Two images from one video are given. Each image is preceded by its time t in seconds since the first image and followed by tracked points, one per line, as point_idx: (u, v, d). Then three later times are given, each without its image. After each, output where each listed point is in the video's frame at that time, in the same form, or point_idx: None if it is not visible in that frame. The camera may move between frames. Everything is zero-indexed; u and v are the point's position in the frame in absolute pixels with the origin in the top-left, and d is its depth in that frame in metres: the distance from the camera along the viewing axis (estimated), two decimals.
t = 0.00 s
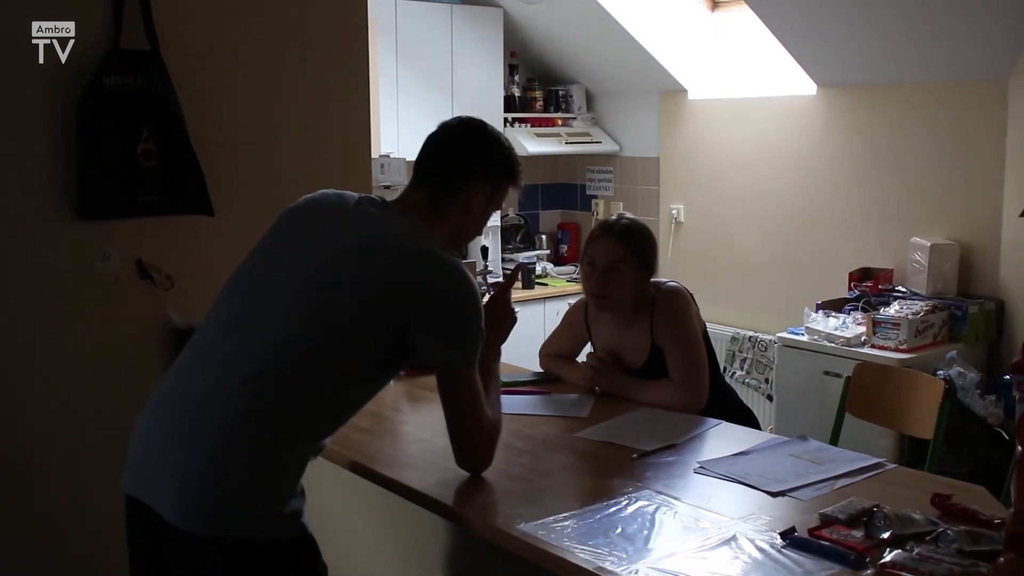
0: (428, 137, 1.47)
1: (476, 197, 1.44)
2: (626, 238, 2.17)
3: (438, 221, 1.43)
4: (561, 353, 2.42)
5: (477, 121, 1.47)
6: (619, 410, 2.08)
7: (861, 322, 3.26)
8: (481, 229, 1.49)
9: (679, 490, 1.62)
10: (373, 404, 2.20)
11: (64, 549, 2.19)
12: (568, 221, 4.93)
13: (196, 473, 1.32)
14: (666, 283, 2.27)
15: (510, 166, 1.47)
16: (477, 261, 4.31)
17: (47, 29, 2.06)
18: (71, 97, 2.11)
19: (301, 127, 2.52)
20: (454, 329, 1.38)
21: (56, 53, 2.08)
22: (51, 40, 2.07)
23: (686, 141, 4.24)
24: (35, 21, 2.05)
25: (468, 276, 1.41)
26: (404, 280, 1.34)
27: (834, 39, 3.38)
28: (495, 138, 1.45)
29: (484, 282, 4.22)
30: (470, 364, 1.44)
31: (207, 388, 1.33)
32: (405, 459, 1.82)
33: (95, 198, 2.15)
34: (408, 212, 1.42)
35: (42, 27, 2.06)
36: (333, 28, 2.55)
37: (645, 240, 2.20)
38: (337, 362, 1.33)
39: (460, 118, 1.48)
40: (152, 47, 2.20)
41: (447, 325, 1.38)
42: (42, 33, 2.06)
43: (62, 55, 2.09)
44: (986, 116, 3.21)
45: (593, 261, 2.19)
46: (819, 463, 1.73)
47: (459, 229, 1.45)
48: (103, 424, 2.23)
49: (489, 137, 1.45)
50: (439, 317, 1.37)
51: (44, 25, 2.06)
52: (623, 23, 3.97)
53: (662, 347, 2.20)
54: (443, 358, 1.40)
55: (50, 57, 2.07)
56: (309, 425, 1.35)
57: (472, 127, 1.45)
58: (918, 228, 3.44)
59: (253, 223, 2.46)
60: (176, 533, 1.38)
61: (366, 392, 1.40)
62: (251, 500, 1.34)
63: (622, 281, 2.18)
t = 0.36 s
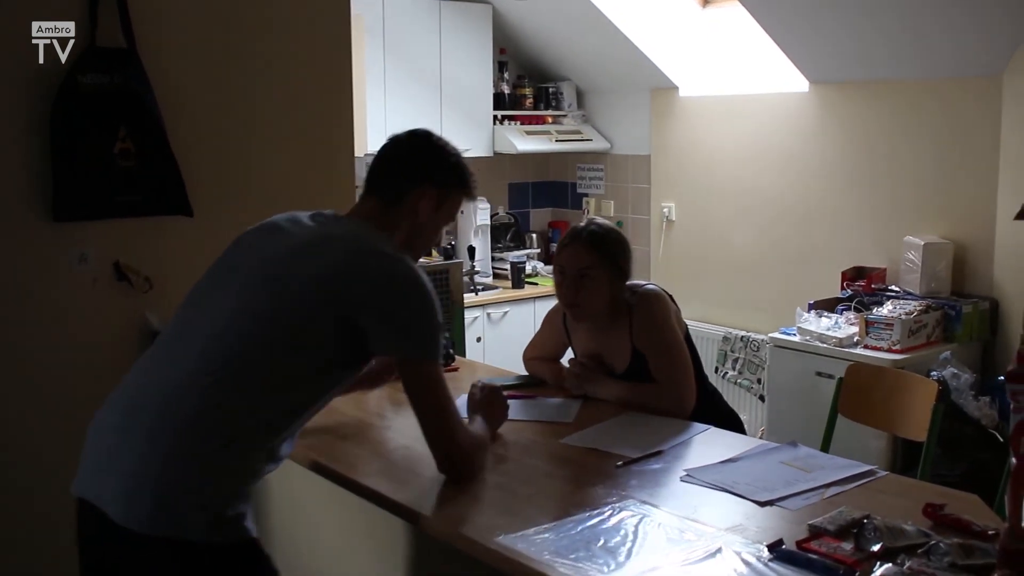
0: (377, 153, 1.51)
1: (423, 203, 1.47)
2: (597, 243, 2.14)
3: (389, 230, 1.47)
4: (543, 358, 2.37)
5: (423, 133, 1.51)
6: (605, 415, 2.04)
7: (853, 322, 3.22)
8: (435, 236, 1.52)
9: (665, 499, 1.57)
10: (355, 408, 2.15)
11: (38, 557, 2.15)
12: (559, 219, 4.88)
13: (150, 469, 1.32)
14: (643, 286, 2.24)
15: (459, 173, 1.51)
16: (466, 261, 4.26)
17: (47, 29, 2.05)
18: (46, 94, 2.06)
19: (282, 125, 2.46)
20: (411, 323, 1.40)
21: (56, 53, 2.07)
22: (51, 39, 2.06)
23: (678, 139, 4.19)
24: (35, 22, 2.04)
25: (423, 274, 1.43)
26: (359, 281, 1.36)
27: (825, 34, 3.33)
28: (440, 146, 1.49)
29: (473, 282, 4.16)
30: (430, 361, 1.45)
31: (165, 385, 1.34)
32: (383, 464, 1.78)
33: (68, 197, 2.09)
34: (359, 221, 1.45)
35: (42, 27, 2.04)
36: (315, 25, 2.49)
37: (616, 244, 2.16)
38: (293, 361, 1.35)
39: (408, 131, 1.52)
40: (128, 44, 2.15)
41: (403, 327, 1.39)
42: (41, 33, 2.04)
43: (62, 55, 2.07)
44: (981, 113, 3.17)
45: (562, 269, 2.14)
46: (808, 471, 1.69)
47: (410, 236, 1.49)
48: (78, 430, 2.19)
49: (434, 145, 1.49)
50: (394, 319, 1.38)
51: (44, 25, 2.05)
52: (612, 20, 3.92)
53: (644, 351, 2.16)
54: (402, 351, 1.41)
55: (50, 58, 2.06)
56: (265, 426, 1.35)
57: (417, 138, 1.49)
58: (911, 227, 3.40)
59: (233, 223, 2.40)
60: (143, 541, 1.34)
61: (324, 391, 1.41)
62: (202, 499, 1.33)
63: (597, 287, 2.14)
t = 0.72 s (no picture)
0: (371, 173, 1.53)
1: (404, 222, 1.46)
2: (571, 243, 2.03)
3: (373, 245, 1.47)
4: (523, 362, 2.28)
5: (415, 155, 1.52)
6: (585, 421, 1.94)
7: (848, 322, 3.13)
8: (424, 258, 1.51)
9: (645, 513, 1.48)
10: (324, 412, 2.06)
11: None
12: (548, 216, 4.79)
13: (85, 459, 1.26)
14: (626, 286, 2.14)
15: (448, 195, 1.50)
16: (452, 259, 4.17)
17: (47, 28, 1.99)
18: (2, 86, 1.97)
19: (253, 118, 2.36)
20: (372, 319, 1.35)
21: (56, 53, 2.00)
22: (51, 39, 1.99)
23: (669, 134, 4.10)
24: (35, 22, 1.99)
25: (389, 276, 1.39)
26: (316, 275, 1.34)
27: (819, 24, 3.23)
28: (429, 168, 1.50)
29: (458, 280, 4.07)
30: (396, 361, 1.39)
31: (111, 376, 1.30)
32: (349, 473, 1.68)
33: (25, 194, 1.99)
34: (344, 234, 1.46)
35: (42, 27, 1.99)
36: (288, 14, 2.39)
37: (590, 243, 2.05)
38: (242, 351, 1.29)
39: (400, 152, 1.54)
40: (88, 33, 2.04)
41: (357, 324, 1.33)
42: (42, 33, 1.98)
43: (62, 55, 2.00)
44: (980, 107, 3.08)
45: (536, 271, 2.06)
46: (797, 482, 1.59)
47: (390, 257, 1.49)
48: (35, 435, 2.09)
49: (423, 166, 1.49)
50: (348, 315, 1.33)
51: (44, 25, 1.99)
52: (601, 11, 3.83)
53: (626, 353, 2.07)
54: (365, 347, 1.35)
55: (50, 58, 1.99)
56: (209, 424, 1.28)
57: (407, 159, 1.49)
58: (908, 224, 3.31)
59: (202, 220, 2.30)
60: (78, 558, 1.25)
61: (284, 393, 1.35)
62: (138, 492, 1.26)
63: (572, 287, 2.05)
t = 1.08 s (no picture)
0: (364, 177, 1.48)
1: (394, 223, 1.41)
2: (554, 238, 1.95)
3: (362, 247, 1.42)
4: (506, 364, 2.18)
5: (408, 157, 1.47)
6: (563, 428, 1.85)
7: (844, 322, 3.04)
8: (417, 264, 1.45)
9: (619, 529, 1.38)
10: (292, 416, 1.96)
11: None
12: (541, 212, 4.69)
13: (65, 450, 1.25)
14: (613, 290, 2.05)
15: (441, 198, 1.44)
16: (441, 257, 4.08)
17: (47, 28, 1.94)
18: None
19: (223, 110, 2.27)
20: (347, 316, 1.29)
21: (56, 53, 1.95)
22: (51, 39, 1.94)
23: (663, 128, 4.00)
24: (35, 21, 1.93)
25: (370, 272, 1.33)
26: (297, 271, 1.30)
27: (815, 13, 3.13)
28: (423, 170, 1.44)
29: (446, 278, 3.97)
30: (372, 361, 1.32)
31: (95, 371, 1.29)
32: (310, 482, 1.59)
33: None
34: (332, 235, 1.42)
35: (42, 27, 1.93)
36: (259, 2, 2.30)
37: (574, 238, 1.96)
38: (214, 348, 1.26)
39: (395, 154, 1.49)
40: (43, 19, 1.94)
41: (336, 322, 1.28)
42: (41, 33, 1.93)
43: (62, 55, 1.96)
44: (982, 99, 2.97)
45: (520, 267, 1.97)
46: (784, 493, 1.50)
47: (381, 259, 1.43)
48: None
49: (417, 168, 1.44)
50: (327, 312, 1.28)
51: (44, 25, 1.94)
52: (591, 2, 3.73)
53: (615, 354, 1.97)
54: (338, 345, 1.29)
55: (50, 58, 1.94)
56: (179, 422, 1.25)
57: (399, 160, 1.44)
58: (907, 220, 3.21)
59: (172, 216, 2.21)
60: None
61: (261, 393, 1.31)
62: (107, 491, 1.23)
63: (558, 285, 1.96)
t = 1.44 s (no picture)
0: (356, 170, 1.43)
1: (384, 210, 1.35)
2: (537, 302, 1.71)
3: (352, 237, 1.36)
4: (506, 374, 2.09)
5: (401, 146, 1.43)
6: (564, 436, 1.78)
7: (859, 325, 2.96)
8: (411, 253, 1.39)
9: (616, 543, 1.32)
10: (286, 421, 1.91)
11: None
12: (551, 213, 4.63)
13: (47, 446, 1.21)
14: (604, 306, 1.90)
15: (435, 185, 1.38)
16: (450, 259, 4.03)
17: (46, 29, 1.92)
18: None
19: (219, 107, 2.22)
20: (337, 309, 1.24)
21: (57, 53, 1.94)
22: (51, 39, 1.93)
23: (674, 128, 3.93)
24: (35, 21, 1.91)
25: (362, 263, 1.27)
26: (288, 263, 1.24)
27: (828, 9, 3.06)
28: (415, 157, 1.39)
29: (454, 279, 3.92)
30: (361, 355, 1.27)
31: (83, 366, 1.25)
32: (298, 490, 1.53)
33: None
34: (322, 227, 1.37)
35: (42, 27, 1.91)
36: None
37: (559, 289, 1.73)
38: (200, 342, 1.21)
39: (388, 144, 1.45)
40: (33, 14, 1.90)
41: (325, 314, 1.23)
42: (41, 33, 1.91)
43: (62, 55, 1.95)
44: (1002, 97, 2.89)
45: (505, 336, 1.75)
46: (791, 506, 1.44)
47: (373, 250, 1.38)
48: None
49: (409, 155, 1.39)
50: (317, 304, 1.23)
51: (44, 25, 1.91)
52: None
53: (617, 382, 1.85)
54: (326, 338, 1.24)
55: (50, 58, 1.93)
56: (164, 417, 1.20)
57: (391, 149, 1.40)
58: (925, 221, 3.12)
59: (167, 213, 2.17)
60: None
61: (249, 387, 1.26)
62: (88, 489, 1.19)
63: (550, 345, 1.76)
